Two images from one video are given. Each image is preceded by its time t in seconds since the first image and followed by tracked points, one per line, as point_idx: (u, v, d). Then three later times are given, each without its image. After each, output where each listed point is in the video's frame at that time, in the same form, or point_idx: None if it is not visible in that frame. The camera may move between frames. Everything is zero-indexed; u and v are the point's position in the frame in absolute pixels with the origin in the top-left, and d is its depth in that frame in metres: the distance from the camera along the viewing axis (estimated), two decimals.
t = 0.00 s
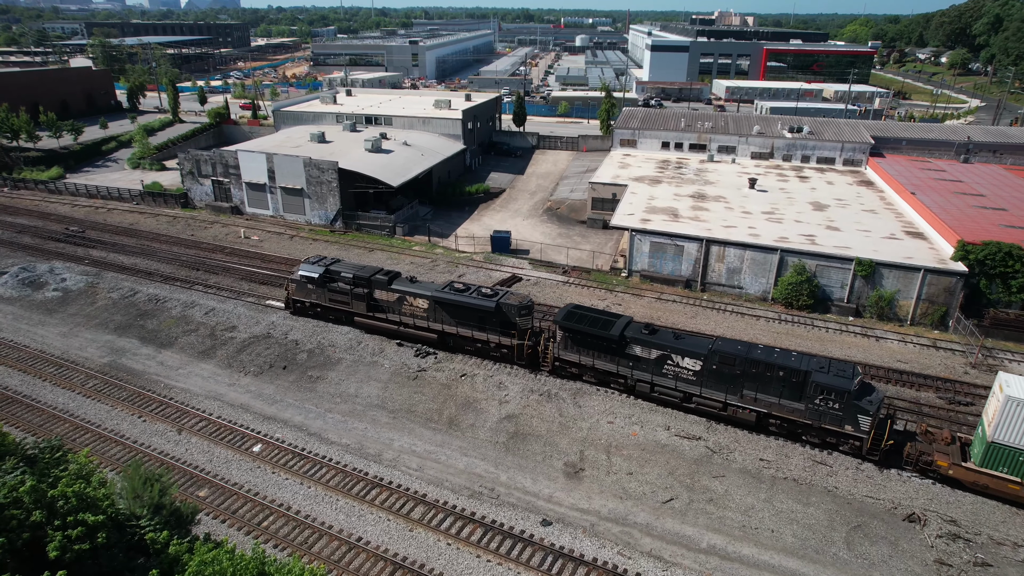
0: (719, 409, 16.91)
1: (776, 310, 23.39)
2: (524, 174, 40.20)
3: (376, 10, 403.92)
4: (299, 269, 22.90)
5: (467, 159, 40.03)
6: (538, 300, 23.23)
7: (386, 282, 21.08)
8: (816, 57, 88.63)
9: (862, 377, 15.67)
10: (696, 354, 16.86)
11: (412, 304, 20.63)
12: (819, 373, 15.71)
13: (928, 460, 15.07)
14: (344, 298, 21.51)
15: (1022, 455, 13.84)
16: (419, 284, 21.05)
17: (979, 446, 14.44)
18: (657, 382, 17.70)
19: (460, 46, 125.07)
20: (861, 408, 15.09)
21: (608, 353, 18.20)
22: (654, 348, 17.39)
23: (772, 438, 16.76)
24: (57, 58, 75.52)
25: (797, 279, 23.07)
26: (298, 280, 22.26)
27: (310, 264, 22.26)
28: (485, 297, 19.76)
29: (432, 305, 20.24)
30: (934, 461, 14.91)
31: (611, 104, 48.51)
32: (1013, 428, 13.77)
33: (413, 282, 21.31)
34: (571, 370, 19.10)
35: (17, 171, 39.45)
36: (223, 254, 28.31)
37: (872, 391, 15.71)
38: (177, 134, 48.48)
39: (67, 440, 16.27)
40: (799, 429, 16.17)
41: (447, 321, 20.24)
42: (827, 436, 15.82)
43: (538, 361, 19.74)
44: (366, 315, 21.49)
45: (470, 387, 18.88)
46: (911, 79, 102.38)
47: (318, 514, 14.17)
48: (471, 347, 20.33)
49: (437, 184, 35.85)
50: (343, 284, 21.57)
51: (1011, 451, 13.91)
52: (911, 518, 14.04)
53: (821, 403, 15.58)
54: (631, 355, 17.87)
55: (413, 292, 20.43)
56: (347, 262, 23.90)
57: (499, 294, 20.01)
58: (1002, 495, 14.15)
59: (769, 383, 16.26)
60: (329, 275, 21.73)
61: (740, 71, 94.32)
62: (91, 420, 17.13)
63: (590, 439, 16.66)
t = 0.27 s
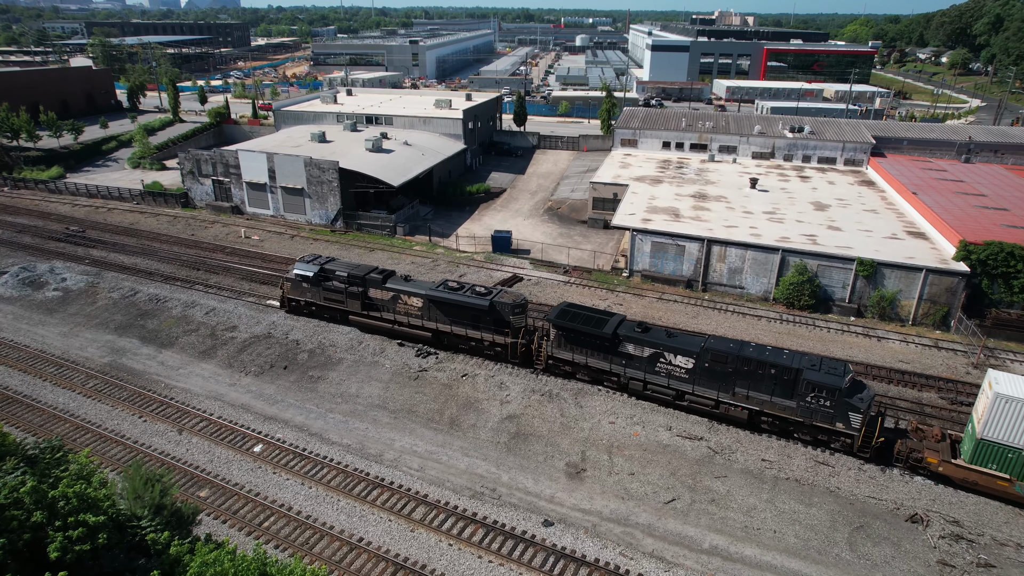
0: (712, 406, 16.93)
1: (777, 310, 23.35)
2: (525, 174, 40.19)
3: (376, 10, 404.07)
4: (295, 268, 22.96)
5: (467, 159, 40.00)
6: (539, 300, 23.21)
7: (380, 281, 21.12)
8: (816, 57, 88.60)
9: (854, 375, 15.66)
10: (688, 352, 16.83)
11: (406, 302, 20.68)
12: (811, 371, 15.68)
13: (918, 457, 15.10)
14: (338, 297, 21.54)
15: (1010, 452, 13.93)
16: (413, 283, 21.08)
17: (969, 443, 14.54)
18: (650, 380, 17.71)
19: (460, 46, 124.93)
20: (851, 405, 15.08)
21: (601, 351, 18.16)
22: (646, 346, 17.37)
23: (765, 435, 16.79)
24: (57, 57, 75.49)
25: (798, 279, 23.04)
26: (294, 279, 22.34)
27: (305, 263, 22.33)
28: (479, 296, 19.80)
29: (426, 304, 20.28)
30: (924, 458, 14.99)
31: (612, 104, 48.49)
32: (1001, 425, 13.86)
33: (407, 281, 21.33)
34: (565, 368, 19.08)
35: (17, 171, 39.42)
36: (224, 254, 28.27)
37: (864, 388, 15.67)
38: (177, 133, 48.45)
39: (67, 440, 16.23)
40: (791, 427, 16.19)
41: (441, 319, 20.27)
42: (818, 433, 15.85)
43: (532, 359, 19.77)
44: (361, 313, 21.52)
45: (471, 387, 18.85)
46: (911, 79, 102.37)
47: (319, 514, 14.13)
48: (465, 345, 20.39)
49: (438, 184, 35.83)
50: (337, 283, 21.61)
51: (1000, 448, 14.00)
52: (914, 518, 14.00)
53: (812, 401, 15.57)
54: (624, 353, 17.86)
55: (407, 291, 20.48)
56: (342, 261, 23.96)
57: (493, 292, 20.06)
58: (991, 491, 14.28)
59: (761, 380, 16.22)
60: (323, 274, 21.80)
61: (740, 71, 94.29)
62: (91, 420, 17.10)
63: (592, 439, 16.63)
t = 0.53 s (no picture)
0: (703, 403, 17.08)
1: (778, 310, 23.32)
2: (525, 174, 40.19)
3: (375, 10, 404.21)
4: (289, 266, 23.01)
5: (467, 159, 40.01)
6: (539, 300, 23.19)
7: (374, 279, 21.18)
8: (816, 56, 88.61)
9: (843, 372, 15.80)
10: (680, 349, 16.99)
11: (400, 301, 20.74)
12: (801, 368, 15.83)
13: (907, 453, 15.16)
14: (333, 296, 21.64)
15: (998, 448, 13.98)
16: (407, 281, 21.14)
17: (957, 439, 14.61)
18: (642, 377, 17.84)
19: (460, 46, 124.77)
20: (841, 402, 15.23)
21: (593, 349, 18.35)
22: (638, 344, 17.55)
23: (756, 432, 16.90)
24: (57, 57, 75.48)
25: (799, 279, 23.03)
26: (288, 277, 22.42)
27: (300, 262, 22.39)
28: (472, 294, 19.87)
29: (420, 302, 20.34)
30: (913, 455, 15.06)
31: (612, 104, 48.49)
32: (989, 421, 13.92)
33: (400, 279, 21.39)
34: (558, 366, 19.20)
35: (17, 171, 39.41)
36: (224, 254, 28.25)
37: (853, 385, 15.84)
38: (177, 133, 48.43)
39: (68, 440, 16.23)
40: (781, 424, 16.30)
41: (434, 318, 20.31)
42: (809, 430, 15.96)
43: (525, 357, 19.87)
44: (355, 312, 21.60)
45: (471, 387, 18.83)
46: (911, 79, 102.39)
47: (319, 514, 14.12)
48: (459, 343, 20.45)
49: (438, 184, 35.83)
50: (331, 281, 21.70)
51: (987, 444, 14.07)
52: (915, 518, 13.99)
53: (802, 398, 15.71)
54: (616, 351, 18.02)
55: (400, 289, 20.53)
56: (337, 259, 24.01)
57: (486, 290, 20.14)
58: (978, 487, 14.36)
59: (752, 377, 16.34)
60: (317, 272, 21.87)
61: (740, 71, 94.26)
62: (92, 420, 17.09)
63: (592, 439, 16.61)
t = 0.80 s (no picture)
0: (694, 400, 17.21)
1: (778, 309, 23.30)
2: (524, 173, 40.18)
3: (375, 10, 404.17)
4: (283, 265, 23.14)
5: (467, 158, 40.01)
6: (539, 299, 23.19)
7: (368, 277, 21.36)
8: (816, 56, 88.61)
9: (832, 368, 15.91)
10: (670, 346, 17.10)
11: (393, 299, 20.90)
12: (790, 364, 15.92)
13: (895, 449, 15.32)
14: (327, 294, 21.76)
15: (984, 443, 14.15)
16: (400, 280, 21.31)
17: (944, 435, 14.79)
18: (633, 374, 17.99)
19: (460, 46, 124.66)
20: (830, 398, 15.34)
21: (585, 346, 18.43)
22: (629, 341, 17.67)
23: (746, 429, 16.98)
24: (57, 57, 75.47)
25: (799, 279, 23.04)
26: (282, 276, 22.53)
27: (294, 260, 22.53)
28: (465, 292, 20.08)
29: (413, 300, 20.53)
30: (900, 450, 15.23)
31: (612, 104, 48.50)
32: (975, 416, 14.11)
33: (394, 278, 21.57)
34: (550, 363, 19.27)
35: (17, 171, 39.41)
36: (224, 253, 28.24)
37: (843, 381, 15.90)
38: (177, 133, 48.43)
39: (68, 439, 16.23)
40: (771, 420, 16.39)
41: (428, 315, 20.51)
42: (798, 426, 16.07)
43: (517, 354, 20.06)
44: (349, 310, 21.73)
45: (471, 387, 18.82)
46: (911, 78, 102.38)
47: (319, 514, 14.11)
48: (451, 341, 20.56)
49: (438, 184, 35.85)
50: (325, 279, 21.83)
51: (973, 439, 14.25)
52: (915, 517, 13.98)
53: (792, 394, 15.82)
54: (608, 348, 18.12)
55: (394, 287, 20.70)
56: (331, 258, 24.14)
57: (479, 288, 20.33)
58: (965, 483, 14.51)
59: (741, 374, 16.45)
60: (311, 271, 22.01)
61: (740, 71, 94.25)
62: (91, 419, 17.09)
63: (592, 439, 16.60)
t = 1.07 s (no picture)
0: (684, 397, 17.28)
1: (778, 309, 23.30)
2: (524, 173, 40.18)
3: (375, 10, 403.97)
4: (277, 263, 23.28)
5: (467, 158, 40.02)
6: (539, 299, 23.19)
7: (360, 275, 21.39)
8: (816, 55, 88.55)
9: (821, 364, 16.03)
10: (661, 343, 17.21)
11: (387, 297, 20.99)
12: (779, 361, 16.08)
13: (882, 445, 15.49)
14: (321, 292, 21.89)
15: (970, 438, 14.31)
16: (394, 278, 21.41)
17: (931, 431, 14.95)
18: (624, 371, 18.10)
19: (459, 45, 124.58)
20: (818, 394, 15.46)
21: (576, 343, 18.56)
22: (620, 338, 17.78)
23: (736, 425, 17.11)
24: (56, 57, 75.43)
25: (798, 278, 23.06)
26: (277, 274, 22.66)
27: (288, 259, 22.67)
28: (457, 290, 20.11)
29: (406, 298, 20.62)
30: (888, 446, 15.33)
31: (612, 103, 48.50)
32: (961, 412, 14.26)
33: (388, 276, 21.66)
34: (542, 360, 19.42)
35: (17, 170, 39.40)
36: (224, 253, 28.23)
37: (831, 378, 16.03)
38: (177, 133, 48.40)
39: (67, 439, 16.23)
40: (761, 417, 16.53)
41: (421, 313, 20.61)
42: (788, 422, 16.20)
43: (510, 352, 20.12)
44: (343, 308, 21.85)
45: (471, 386, 18.82)
46: (911, 77, 102.29)
47: (320, 513, 14.12)
48: (444, 339, 20.63)
49: (437, 183, 35.87)
50: (319, 277, 21.94)
51: (959, 435, 14.42)
52: (915, 516, 13.98)
53: (781, 390, 15.96)
54: (599, 345, 18.25)
55: (387, 285, 20.80)
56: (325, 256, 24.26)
57: (471, 286, 20.38)
58: (952, 478, 14.63)
59: (731, 371, 16.62)
60: (305, 269, 22.15)
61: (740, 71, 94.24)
62: (91, 419, 17.09)
63: (592, 438, 16.61)
